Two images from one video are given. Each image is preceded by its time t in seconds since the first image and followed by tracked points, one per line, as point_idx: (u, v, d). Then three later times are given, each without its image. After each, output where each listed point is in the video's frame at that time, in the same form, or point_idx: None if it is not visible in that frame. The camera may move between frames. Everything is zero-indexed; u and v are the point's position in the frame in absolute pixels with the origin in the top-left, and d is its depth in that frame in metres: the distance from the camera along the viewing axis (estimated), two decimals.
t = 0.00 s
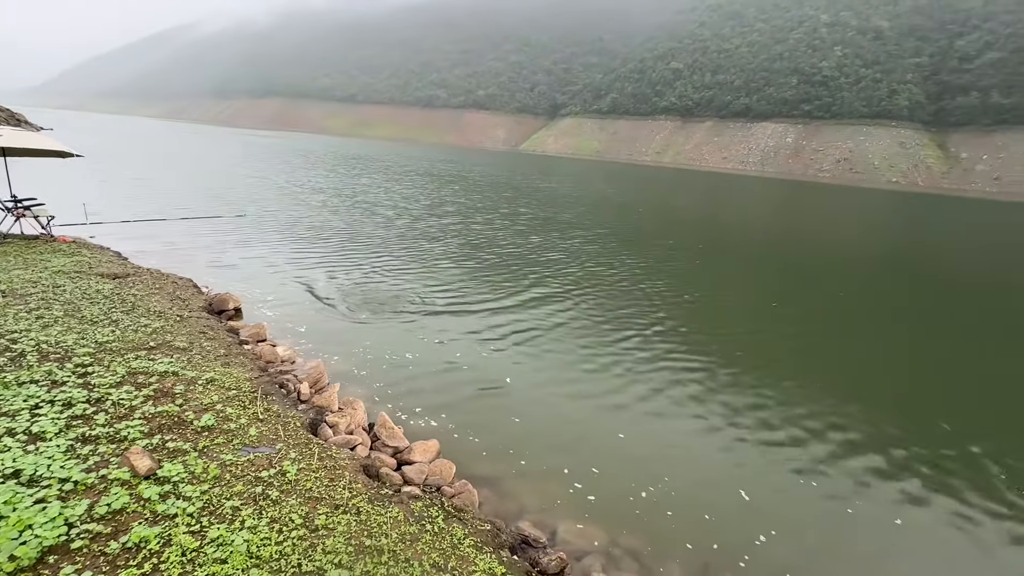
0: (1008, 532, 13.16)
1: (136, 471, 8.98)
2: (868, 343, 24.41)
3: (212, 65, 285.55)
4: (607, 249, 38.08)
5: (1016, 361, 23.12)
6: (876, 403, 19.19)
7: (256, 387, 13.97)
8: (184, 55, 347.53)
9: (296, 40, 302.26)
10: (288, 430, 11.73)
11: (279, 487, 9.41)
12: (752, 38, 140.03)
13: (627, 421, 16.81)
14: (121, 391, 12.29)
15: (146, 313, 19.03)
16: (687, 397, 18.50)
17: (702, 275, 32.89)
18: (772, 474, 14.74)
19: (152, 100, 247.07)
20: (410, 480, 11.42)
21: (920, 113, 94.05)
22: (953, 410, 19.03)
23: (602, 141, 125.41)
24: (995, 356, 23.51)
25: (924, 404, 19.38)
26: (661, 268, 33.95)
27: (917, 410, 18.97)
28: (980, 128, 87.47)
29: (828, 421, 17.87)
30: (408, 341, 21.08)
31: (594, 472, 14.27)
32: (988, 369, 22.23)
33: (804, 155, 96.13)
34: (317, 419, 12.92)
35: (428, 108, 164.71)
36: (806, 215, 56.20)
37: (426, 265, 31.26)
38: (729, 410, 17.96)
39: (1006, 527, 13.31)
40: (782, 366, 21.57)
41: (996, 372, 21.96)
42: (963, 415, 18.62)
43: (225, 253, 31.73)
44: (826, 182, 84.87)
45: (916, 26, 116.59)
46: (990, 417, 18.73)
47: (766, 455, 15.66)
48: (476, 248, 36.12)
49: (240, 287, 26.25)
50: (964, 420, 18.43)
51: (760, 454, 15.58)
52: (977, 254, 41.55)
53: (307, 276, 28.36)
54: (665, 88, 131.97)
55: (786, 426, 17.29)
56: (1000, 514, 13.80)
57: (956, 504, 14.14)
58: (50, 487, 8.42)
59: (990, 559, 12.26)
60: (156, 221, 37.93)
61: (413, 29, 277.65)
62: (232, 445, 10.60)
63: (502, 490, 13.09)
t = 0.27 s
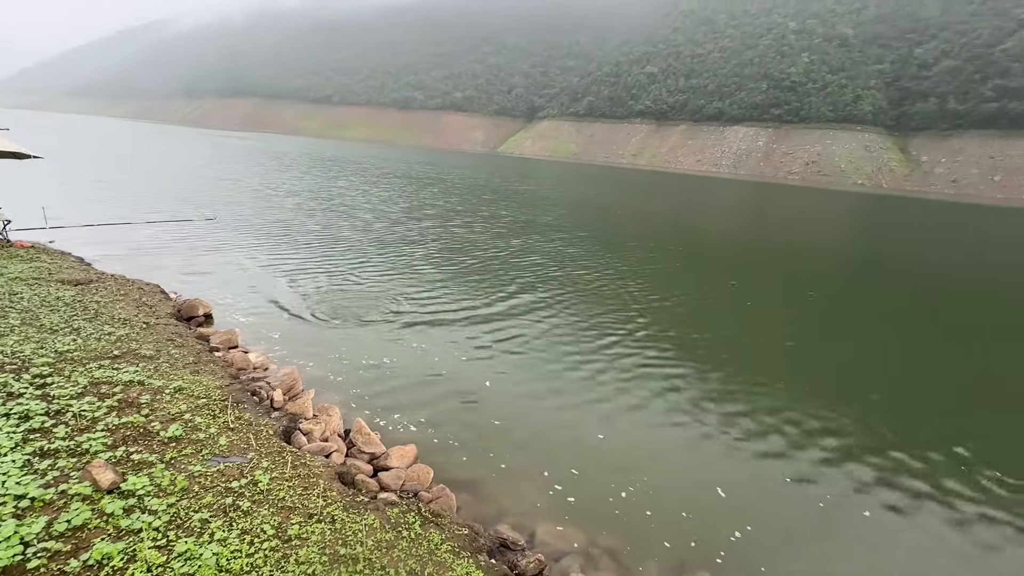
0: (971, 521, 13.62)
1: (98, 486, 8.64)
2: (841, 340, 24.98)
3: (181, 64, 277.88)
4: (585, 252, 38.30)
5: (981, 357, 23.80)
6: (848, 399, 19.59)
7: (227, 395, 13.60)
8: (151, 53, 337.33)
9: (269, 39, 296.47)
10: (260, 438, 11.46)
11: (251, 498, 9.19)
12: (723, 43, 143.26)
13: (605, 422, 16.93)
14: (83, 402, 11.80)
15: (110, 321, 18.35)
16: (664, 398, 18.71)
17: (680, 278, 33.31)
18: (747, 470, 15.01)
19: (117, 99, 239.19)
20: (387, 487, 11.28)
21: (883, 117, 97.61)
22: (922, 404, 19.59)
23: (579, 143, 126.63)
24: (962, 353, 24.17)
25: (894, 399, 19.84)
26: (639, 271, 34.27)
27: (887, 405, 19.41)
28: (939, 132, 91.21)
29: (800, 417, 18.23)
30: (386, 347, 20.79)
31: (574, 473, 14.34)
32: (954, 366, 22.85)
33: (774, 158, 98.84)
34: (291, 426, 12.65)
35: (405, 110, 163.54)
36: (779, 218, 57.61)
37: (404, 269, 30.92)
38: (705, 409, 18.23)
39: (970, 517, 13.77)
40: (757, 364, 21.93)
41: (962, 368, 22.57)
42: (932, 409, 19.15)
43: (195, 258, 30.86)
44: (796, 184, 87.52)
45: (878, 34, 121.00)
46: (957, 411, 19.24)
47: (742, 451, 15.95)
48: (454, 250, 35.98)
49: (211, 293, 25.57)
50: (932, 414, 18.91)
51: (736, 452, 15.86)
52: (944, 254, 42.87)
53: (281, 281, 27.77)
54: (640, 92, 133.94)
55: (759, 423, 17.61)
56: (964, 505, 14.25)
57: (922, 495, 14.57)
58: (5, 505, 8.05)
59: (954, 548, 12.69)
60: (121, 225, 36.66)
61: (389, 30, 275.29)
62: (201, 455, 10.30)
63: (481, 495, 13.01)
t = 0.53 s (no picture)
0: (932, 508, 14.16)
1: (56, 501, 8.28)
2: (812, 336, 25.62)
3: (144, 62, 268.96)
4: (561, 254, 38.63)
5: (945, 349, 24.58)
6: (819, 394, 20.07)
7: (194, 405, 13.23)
8: (112, 51, 325.51)
9: (237, 38, 289.41)
10: (230, 448, 11.21)
11: (220, 509, 8.98)
12: (694, 49, 146.59)
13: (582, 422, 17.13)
14: (40, 415, 11.30)
15: (69, 330, 17.63)
16: (638, 396, 18.95)
17: (655, 278, 33.84)
18: (719, 466, 15.34)
19: (76, 98, 229.86)
20: (362, 493, 11.16)
21: (846, 122, 101.36)
22: (888, 395, 20.26)
23: (554, 146, 127.72)
24: (927, 346, 24.93)
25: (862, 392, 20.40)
26: (615, 272, 34.72)
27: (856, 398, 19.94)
28: (898, 137, 95.15)
29: (771, 411, 18.67)
30: (361, 352, 20.47)
31: (552, 474, 14.46)
32: (920, 359, 23.56)
33: (744, 161, 101.63)
34: (262, 435, 12.41)
35: (380, 112, 161.93)
36: (751, 219, 59.18)
37: (379, 273, 30.54)
38: (679, 407, 18.53)
39: (931, 504, 14.32)
40: (730, 362, 22.34)
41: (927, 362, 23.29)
42: (898, 401, 19.83)
43: (162, 264, 29.97)
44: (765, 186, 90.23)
45: (840, 41, 125.70)
46: (921, 402, 19.89)
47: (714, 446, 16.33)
48: (431, 253, 35.84)
49: (179, 299, 24.86)
50: (897, 406, 19.51)
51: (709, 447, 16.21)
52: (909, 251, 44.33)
53: (252, 286, 27.17)
54: (614, 95, 135.86)
55: (731, 418, 18.04)
56: (926, 493, 14.80)
57: (886, 484, 15.10)
58: None
59: (916, 535, 13.19)
60: (82, 230, 35.31)
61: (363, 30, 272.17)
62: (168, 467, 10.01)
63: (458, 500, 12.96)
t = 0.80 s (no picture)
0: (896, 497, 14.73)
1: (14, 519, 7.89)
2: (784, 335, 26.34)
3: (104, 60, 259.08)
4: (538, 256, 38.83)
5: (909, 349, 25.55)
6: (791, 390, 20.62)
7: (161, 415, 12.79)
8: (69, 47, 312.71)
9: (203, 36, 281.53)
10: (200, 458, 10.87)
11: (190, 521, 8.73)
12: (665, 54, 149.53)
13: (562, 422, 17.20)
14: None
15: (25, 339, 16.82)
16: (616, 394, 19.14)
17: (632, 280, 34.26)
18: (695, 461, 15.63)
19: (30, 97, 219.75)
20: (338, 500, 10.99)
21: (810, 126, 104.98)
22: (855, 391, 21.00)
23: (530, 149, 128.42)
24: (893, 345, 25.82)
25: (832, 388, 21.02)
26: (592, 274, 35.04)
27: (826, 394, 20.53)
28: (858, 141, 99.04)
29: (744, 406, 19.09)
30: (337, 357, 20.10)
31: (532, 475, 14.48)
32: (887, 358, 24.39)
33: (714, 164, 104.23)
34: (233, 444, 12.09)
35: (354, 113, 159.82)
36: (721, 221, 60.70)
37: (354, 277, 30.07)
38: (655, 404, 18.77)
39: (895, 493, 14.90)
40: (705, 359, 22.78)
41: (894, 360, 24.12)
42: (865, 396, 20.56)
43: (125, 270, 28.96)
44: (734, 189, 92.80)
45: (803, 49, 130.16)
46: (888, 397, 20.61)
47: (691, 442, 16.62)
48: (407, 256, 35.54)
49: (144, 307, 24.03)
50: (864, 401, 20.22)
51: (684, 442, 16.50)
52: (875, 254, 46.02)
53: (221, 291, 26.47)
54: (588, 99, 137.43)
55: (707, 414, 18.37)
56: (892, 484, 15.37)
57: (853, 475, 15.63)
58: None
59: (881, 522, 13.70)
60: (38, 235, 33.81)
61: (334, 30, 268.45)
62: (133, 480, 9.66)
63: (438, 504, 12.88)
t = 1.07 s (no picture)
0: (866, 490, 15.25)
1: None
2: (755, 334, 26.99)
3: (59, 55, 247.69)
4: (514, 257, 38.90)
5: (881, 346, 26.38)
6: (767, 389, 21.06)
7: (125, 425, 12.27)
8: (20, 41, 298.06)
9: (166, 32, 272.27)
10: (166, 467, 10.49)
11: (157, 533, 8.42)
12: (636, 59, 152.09)
13: (541, 423, 17.26)
14: None
15: None
16: (594, 396, 19.28)
17: (608, 281, 34.61)
18: (671, 458, 15.94)
19: None
20: (313, 507, 10.79)
21: (775, 130, 108.38)
22: (824, 386, 21.66)
23: (504, 150, 128.67)
24: (861, 343, 26.68)
25: (807, 385, 21.60)
26: (569, 275, 35.26)
27: (802, 391, 21.10)
28: (821, 144, 102.78)
29: (717, 403, 19.54)
30: (310, 361, 19.65)
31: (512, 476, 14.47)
32: (855, 355, 25.17)
33: (685, 166, 106.54)
34: (202, 452, 11.72)
35: (325, 114, 157.05)
36: (693, 223, 62.04)
37: (327, 279, 29.45)
38: (632, 403, 19.00)
39: (864, 485, 15.47)
40: (683, 359, 23.15)
41: (861, 357, 24.93)
42: (834, 391, 21.22)
43: (84, 275, 27.77)
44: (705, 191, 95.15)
45: (768, 55, 134.33)
46: (861, 393, 21.24)
47: (667, 439, 16.92)
48: (382, 258, 35.12)
49: (104, 313, 23.09)
50: (839, 397, 20.78)
51: (662, 440, 16.77)
52: (847, 254, 47.54)
53: (188, 296, 25.62)
54: (562, 101, 138.55)
55: (682, 412, 18.73)
56: (860, 476, 15.92)
57: (822, 468, 16.17)
58: None
59: (850, 513, 14.19)
60: None
61: (304, 28, 263.33)
62: (95, 492, 9.24)
63: (418, 507, 12.79)
